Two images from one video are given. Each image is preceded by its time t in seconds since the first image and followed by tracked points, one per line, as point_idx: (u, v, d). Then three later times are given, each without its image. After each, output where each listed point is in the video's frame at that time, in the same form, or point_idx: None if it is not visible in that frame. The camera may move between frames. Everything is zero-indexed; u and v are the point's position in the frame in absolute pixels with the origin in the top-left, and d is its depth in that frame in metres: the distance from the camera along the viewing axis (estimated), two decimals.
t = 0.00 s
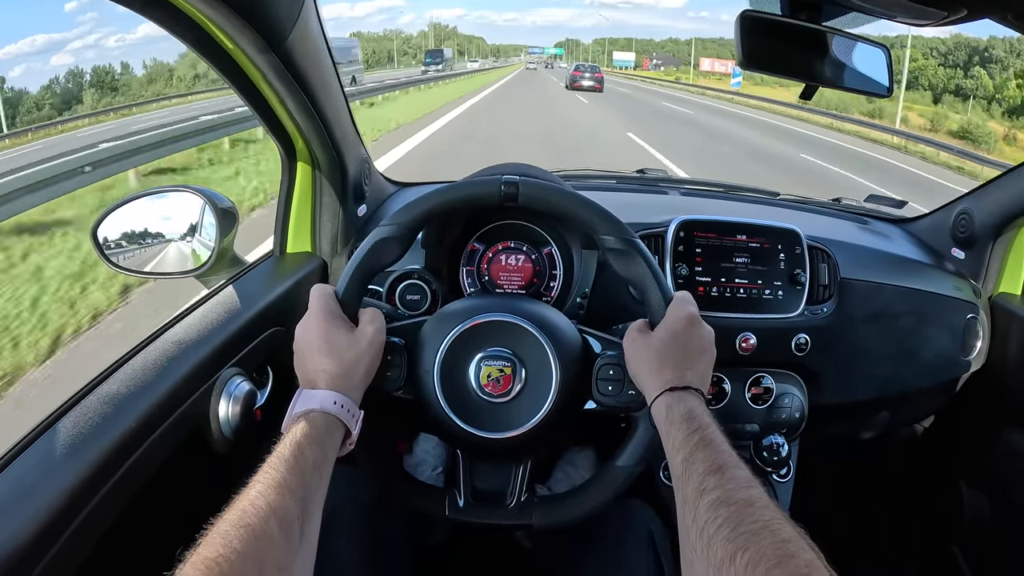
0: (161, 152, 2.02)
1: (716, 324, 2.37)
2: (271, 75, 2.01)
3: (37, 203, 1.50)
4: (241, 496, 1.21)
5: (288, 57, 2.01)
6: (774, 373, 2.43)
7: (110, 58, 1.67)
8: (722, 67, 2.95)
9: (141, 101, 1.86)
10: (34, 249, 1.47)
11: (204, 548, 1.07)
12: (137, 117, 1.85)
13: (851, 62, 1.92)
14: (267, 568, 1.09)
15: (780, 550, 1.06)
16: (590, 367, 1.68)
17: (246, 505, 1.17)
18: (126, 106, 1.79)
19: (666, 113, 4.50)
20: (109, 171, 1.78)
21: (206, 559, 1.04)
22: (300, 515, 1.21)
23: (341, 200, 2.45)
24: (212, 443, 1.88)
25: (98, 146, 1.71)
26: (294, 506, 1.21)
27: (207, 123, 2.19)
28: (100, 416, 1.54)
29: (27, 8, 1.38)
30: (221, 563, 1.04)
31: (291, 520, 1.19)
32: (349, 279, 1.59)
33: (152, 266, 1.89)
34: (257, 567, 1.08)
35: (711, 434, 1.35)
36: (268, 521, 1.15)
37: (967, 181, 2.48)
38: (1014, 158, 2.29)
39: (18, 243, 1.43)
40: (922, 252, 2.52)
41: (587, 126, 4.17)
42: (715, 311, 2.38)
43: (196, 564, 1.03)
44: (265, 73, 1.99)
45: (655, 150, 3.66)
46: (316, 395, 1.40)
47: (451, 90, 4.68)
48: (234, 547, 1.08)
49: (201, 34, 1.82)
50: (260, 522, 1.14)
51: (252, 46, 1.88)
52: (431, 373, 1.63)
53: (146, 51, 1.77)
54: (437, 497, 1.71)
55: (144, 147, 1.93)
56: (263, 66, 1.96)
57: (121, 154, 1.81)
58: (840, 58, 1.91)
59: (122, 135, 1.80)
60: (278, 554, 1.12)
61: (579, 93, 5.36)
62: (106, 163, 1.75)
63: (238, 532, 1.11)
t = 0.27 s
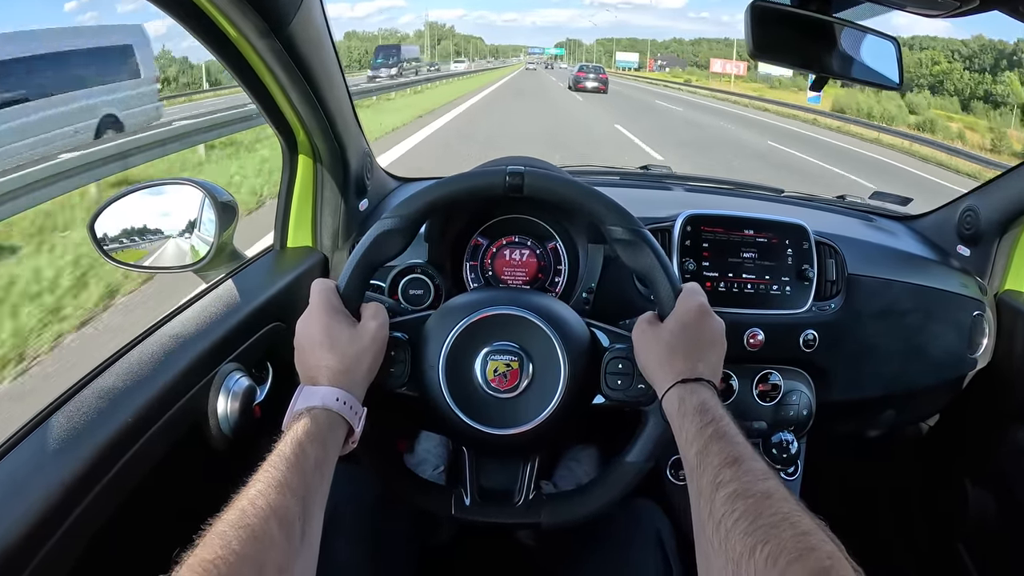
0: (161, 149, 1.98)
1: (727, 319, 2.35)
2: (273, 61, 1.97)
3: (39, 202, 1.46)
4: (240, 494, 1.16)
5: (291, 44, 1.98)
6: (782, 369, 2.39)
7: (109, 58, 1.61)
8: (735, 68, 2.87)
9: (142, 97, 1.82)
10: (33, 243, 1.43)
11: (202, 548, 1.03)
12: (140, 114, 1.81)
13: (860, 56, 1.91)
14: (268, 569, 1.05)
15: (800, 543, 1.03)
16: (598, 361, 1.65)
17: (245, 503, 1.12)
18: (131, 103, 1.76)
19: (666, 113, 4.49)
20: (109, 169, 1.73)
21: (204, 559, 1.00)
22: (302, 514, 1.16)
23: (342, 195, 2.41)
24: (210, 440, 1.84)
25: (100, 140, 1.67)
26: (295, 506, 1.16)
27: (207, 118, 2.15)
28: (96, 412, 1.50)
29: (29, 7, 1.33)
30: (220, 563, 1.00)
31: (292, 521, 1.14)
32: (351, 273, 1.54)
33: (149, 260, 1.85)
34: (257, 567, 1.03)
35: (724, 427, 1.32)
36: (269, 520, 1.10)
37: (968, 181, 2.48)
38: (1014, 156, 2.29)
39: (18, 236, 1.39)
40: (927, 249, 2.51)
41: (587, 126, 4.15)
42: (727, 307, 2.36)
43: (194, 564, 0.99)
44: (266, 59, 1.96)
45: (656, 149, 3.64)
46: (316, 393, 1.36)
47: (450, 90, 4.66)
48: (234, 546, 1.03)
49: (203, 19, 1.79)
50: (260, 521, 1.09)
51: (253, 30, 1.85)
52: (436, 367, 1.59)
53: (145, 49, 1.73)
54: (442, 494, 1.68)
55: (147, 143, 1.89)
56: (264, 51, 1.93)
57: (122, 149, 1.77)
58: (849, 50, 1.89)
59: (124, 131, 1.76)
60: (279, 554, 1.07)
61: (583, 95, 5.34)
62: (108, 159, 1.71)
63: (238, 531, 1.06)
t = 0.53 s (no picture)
0: (162, 150, 2.00)
1: (724, 322, 2.37)
2: (276, 67, 1.99)
3: (43, 201, 1.49)
4: (248, 499, 1.19)
5: (295, 53, 2.01)
6: (779, 370, 2.42)
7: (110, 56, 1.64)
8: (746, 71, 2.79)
9: (143, 102, 1.83)
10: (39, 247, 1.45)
11: (212, 552, 1.05)
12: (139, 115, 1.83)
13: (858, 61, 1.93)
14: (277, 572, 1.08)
15: (793, 546, 1.06)
16: (598, 363, 1.68)
17: (253, 508, 1.15)
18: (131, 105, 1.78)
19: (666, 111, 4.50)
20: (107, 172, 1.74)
21: (215, 563, 1.03)
22: (308, 518, 1.19)
23: (344, 197, 2.42)
24: (215, 442, 1.87)
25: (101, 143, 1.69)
26: (302, 510, 1.19)
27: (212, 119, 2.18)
28: (103, 416, 1.53)
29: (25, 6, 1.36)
30: (230, 567, 1.02)
31: (299, 525, 1.17)
32: (353, 278, 1.58)
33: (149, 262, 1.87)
34: (266, 571, 1.06)
35: (721, 430, 1.34)
36: (277, 525, 1.13)
37: (969, 180, 2.48)
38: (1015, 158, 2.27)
39: (24, 240, 1.42)
40: (926, 251, 2.52)
41: (587, 125, 4.17)
42: (725, 310, 2.38)
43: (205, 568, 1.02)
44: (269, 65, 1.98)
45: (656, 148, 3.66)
46: (321, 396, 1.39)
47: (450, 88, 4.67)
48: (243, 551, 1.06)
49: (207, 28, 1.81)
50: (268, 526, 1.12)
51: (258, 38, 1.88)
52: (438, 370, 1.62)
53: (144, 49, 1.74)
54: (444, 496, 1.70)
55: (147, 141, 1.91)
56: (269, 59, 1.96)
57: (122, 151, 1.79)
58: (848, 56, 1.91)
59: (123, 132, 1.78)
60: (287, 558, 1.10)
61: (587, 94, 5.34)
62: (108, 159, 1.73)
63: (247, 535, 1.09)
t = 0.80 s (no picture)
0: (168, 148, 2.02)
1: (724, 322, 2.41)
2: (284, 72, 2.02)
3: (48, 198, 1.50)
4: (260, 497, 1.22)
5: (302, 58, 2.04)
6: (778, 369, 2.45)
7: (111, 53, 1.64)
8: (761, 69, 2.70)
9: (150, 100, 1.85)
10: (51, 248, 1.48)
11: (225, 548, 1.09)
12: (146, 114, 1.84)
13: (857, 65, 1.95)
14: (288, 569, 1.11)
15: (789, 540, 1.09)
16: (600, 363, 1.71)
17: (265, 505, 1.19)
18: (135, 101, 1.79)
19: (667, 109, 4.53)
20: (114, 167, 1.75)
21: (228, 559, 1.06)
22: (318, 516, 1.22)
23: (349, 198, 2.46)
24: (225, 440, 1.90)
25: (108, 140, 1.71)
26: (312, 508, 1.23)
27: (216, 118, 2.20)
28: (115, 415, 1.56)
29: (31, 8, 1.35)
30: (244, 563, 1.06)
31: (309, 523, 1.20)
32: (362, 281, 1.60)
33: (153, 261, 1.89)
34: (278, 567, 1.10)
35: (720, 428, 1.37)
36: (288, 522, 1.16)
37: (969, 180, 2.50)
38: (1017, 159, 2.31)
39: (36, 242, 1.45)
40: (924, 252, 2.55)
41: (589, 123, 4.19)
42: (724, 310, 2.41)
43: (219, 564, 1.05)
44: (277, 70, 2.00)
45: (657, 147, 3.68)
46: (330, 398, 1.42)
47: (452, 86, 4.70)
48: (256, 547, 1.10)
49: (214, 32, 1.84)
50: (279, 523, 1.16)
51: (264, 43, 1.90)
52: (444, 371, 1.65)
53: (145, 48, 1.75)
54: (449, 493, 1.74)
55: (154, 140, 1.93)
56: (276, 64, 1.98)
57: (128, 149, 1.80)
58: (847, 60, 1.93)
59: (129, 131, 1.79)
60: (298, 555, 1.14)
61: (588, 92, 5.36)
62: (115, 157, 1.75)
63: (260, 532, 1.12)
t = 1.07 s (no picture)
0: (166, 146, 2.01)
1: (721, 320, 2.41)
2: (280, 71, 2.02)
3: (48, 196, 1.51)
4: (254, 498, 1.22)
5: (298, 56, 2.04)
6: (775, 368, 2.45)
7: (112, 53, 1.64)
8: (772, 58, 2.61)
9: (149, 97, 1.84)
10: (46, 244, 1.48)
11: (218, 549, 1.09)
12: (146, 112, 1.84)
13: (855, 62, 1.96)
14: (281, 569, 1.11)
15: (783, 536, 1.09)
16: (596, 360, 1.70)
17: (259, 507, 1.18)
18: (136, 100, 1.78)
19: (665, 107, 4.52)
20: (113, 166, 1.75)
21: (220, 561, 1.06)
22: (312, 517, 1.22)
23: (346, 195, 2.46)
24: (221, 437, 1.90)
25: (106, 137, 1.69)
26: (305, 508, 1.22)
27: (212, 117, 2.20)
28: (112, 413, 1.56)
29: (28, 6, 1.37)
30: (235, 564, 1.06)
31: (303, 523, 1.20)
32: (357, 279, 1.60)
33: (151, 259, 1.88)
34: (270, 568, 1.09)
35: (716, 424, 1.37)
36: (281, 523, 1.16)
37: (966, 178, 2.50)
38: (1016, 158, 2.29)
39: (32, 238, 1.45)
40: (922, 250, 2.54)
41: (587, 121, 4.19)
42: (721, 308, 2.41)
43: (211, 566, 1.05)
44: (273, 69, 2.00)
45: (655, 144, 3.68)
46: (324, 398, 1.41)
47: (450, 83, 4.70)
48: (248, 548, 1.09)
49: (212, 32, 1.84)
50: (272, 524, 1.15)
51: (260, 42, 1.90)
52: (439, 369, 1.65)
53: (146, 46, 1.74)
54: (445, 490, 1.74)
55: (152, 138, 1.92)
56: (272, 63, 1.98)
57: (126, 148, 1.79)
58: (845, 57, 1.94)
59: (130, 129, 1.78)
60: (291, 556, 1.13)
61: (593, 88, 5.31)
62: (112, 156, 1.74)
63: (252, 534, 1.12)
